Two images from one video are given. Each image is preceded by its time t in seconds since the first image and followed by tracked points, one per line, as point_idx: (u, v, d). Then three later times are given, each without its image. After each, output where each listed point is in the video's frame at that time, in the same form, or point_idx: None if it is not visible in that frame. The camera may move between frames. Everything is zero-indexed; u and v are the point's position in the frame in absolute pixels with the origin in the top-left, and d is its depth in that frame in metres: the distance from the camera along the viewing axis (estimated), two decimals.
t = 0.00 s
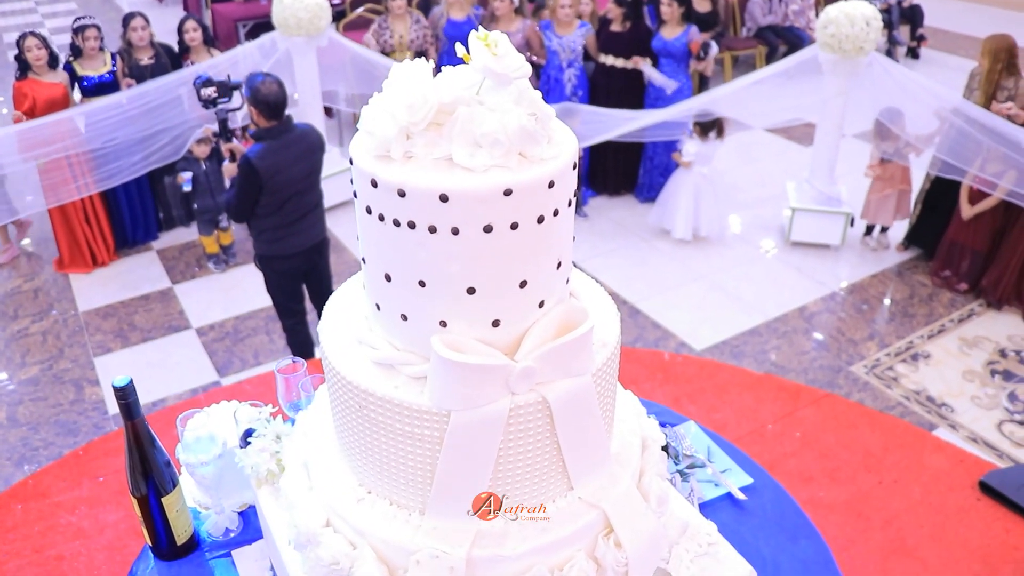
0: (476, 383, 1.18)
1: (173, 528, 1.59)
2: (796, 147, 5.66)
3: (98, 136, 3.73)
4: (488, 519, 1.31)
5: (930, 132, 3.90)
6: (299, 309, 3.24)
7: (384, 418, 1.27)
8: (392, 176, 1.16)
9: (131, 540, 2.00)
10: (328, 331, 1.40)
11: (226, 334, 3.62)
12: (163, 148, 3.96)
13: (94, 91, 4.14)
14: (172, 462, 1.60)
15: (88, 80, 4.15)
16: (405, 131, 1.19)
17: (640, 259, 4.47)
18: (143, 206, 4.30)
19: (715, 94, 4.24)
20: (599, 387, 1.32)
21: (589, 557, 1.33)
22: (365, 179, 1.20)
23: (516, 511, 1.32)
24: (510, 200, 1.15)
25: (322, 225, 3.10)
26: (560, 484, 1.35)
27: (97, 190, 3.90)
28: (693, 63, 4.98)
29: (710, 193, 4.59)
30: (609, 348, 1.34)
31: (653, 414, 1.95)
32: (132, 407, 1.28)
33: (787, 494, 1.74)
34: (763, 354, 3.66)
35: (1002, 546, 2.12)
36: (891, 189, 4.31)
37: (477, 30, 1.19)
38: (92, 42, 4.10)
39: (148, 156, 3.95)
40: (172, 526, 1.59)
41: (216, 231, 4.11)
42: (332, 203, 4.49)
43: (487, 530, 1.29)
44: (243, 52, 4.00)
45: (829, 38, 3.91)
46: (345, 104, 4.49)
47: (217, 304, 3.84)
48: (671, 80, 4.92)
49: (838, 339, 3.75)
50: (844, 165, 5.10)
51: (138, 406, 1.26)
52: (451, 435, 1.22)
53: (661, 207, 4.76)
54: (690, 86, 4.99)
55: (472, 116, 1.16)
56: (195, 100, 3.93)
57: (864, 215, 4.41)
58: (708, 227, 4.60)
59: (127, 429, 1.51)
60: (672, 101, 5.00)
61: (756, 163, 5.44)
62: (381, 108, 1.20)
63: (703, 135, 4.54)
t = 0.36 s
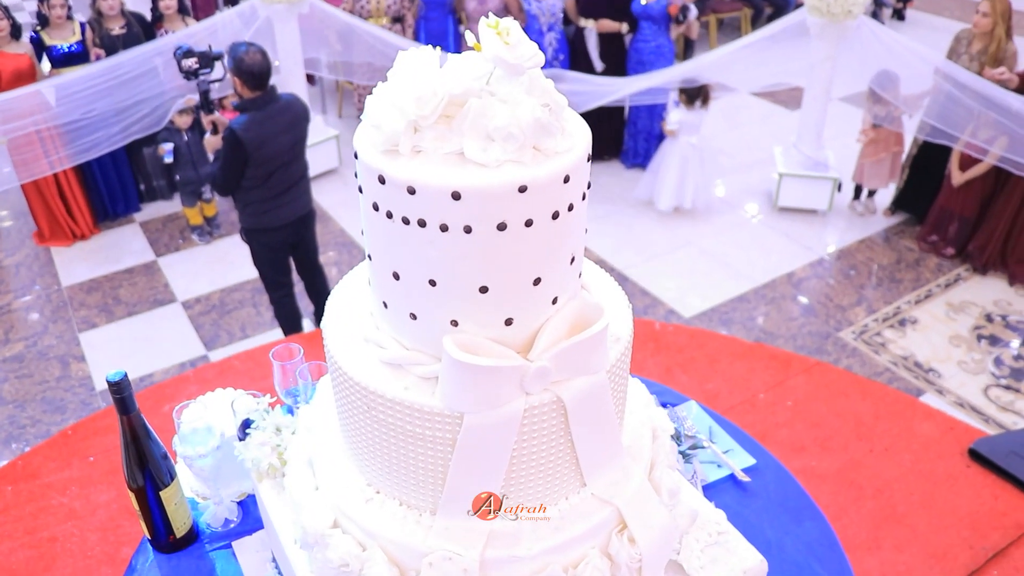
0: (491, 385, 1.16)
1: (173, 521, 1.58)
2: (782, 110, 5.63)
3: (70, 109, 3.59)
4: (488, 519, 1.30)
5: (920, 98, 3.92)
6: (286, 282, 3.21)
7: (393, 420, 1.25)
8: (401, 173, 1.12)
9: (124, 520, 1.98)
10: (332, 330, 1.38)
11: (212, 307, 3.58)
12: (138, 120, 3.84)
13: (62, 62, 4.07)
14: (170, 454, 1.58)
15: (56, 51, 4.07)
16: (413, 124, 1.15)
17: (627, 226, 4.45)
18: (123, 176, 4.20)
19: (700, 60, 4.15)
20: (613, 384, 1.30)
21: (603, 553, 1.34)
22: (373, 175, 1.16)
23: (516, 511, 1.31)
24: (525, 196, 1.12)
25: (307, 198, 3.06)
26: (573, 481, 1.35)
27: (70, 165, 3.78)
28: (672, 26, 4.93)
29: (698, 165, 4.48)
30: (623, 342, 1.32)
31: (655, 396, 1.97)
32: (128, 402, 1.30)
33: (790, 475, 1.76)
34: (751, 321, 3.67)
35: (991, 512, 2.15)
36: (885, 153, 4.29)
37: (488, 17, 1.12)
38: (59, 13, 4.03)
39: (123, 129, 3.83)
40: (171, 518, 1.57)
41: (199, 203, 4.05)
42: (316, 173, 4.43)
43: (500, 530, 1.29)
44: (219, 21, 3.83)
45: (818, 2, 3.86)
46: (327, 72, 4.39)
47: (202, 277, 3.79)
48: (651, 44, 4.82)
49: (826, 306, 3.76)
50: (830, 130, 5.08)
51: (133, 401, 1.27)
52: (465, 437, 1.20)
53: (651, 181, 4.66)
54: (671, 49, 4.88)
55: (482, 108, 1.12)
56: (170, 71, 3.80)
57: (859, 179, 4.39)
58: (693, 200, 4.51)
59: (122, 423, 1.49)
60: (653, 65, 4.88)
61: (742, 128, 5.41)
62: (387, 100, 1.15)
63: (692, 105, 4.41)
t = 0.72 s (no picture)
0: (515, 401, 1.14)
1: (177, 523, 1.57)
2: (768, 75, 5.60)
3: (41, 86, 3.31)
4: (487, 519, 1.27)
5: (905, 62, 3.83)
6: (274, 259, 3.17)
7: (413, 434, 1.22)
8: (421, 186, 1.08)
9: (120, 506, 1.97)
10: (346, 340, 1.35)
11: (199, 284, 3.54)
12: (114, 93, 3.60)
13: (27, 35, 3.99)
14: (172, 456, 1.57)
15: (20, 25, 3.98)
16: (431, 133, 1.10)
17: (615, 195, 4.43)
18: (103, 152, 4.12)
19: (691, 25, 3.95)
20: (634, 390, 1.29)
21: (623, 559, 1.33)
22: (390, 188, 1.12)
23: (516, 511, 1.27)
24: (549, 208, 1.09)
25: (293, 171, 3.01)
26: (594, 487, 1.34)
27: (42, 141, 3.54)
28: None
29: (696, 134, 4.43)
30: (644, 347, 1.31)
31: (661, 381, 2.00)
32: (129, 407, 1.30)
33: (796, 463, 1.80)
34: (740, 289, 3.67)
35: (982, 480, 2.17)
36: (866, 121, 4.30)
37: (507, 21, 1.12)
38: None
39: (96, 100, 3.58)
40: (175, 521, 1.56)
41: (182, 176, 4.00)
42: (300, 144, 4.36)
43: (521, 540, 1.28)
44: None
45: None
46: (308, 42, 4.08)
47: (187, 252, 3.74)
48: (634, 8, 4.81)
49: (814, 273, 3.77)
50: (817, 95, 5.06)
51: (134, 404, 1.28)
52: (488, 452, 1.19)
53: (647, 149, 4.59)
54: (654, 13, 4.87)
55: (503, 117, 1.08)
56: (148, 42, 3.52)
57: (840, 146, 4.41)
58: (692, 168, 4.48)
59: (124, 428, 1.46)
60: (636, 29, 4.86)
61: (725, 92, 5.37)
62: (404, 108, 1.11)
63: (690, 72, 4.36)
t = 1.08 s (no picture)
0: (539, 415, 1.13)
1: (179, 525, 1.55)
2: (751, 39, 5.55)
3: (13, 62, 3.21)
4: (487, 519, 1.25)
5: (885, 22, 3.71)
6: (258, 236, 3.13)
7: (432, 448, 1.21)
8: (439, 201, 1.06)
9: (110, 494, 1.95)
10: (357, 350, 1.32)
11: (182, 262, 3.49)
12: (85, 67, 3.48)
13: None
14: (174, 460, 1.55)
15: None
16: (448, 143, 1.06)
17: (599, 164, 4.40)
18: (75, 129, 4.03)
19: None
20: (655, 396, 1.28)
21: (645, 563, 1.33)
22: (407, 201, 1.09)
23: (516, 510, 1.23)
24: (574, 221, 1.07)
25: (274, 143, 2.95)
26: (614, 493, 1.33)
27: (11, 113, 3.48)
28: None
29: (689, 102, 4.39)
30: (666, 353, 1.29)
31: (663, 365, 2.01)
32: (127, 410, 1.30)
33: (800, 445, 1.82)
34: (726, 257, 3.67)
35: (972, 447, 2.20)
36: (853, 83, 4.27)
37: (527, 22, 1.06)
38: None
39: (68, 73, 3.47)
40: (177, 523, 1.54)
41: (158, 153, 3.89)
42: (280, 117, 4.28)
43: (542, 549, 1.27)
44: None
45: None
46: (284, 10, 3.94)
47: (167, 230, 3.68)
48: None
49: (800, 240, 3.77)
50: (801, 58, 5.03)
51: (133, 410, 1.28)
52: (511, 466, 1.17)
53: (642, 120, 4.52)
54: None
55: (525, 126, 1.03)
56: (119, 16, 3.37)
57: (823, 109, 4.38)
58: (688, 136, 4.45)
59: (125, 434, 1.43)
60: None
61: (707, 56, 5.33)
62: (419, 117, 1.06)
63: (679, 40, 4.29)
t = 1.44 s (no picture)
0: (566, 426, 1.09)
1: (181, 528, 1.53)
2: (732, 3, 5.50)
3: None
4: (486, 519, 1.23)
5: None
6: (241, 214, 3.08)
7: (451, 459, 1.17)
8: (462, 207, 1.00)
9: (101, 482, 1.93)
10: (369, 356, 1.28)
11: (163, 241, 3.43)
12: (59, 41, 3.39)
13: None
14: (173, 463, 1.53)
15: None
16: (469, 146, 1.00)
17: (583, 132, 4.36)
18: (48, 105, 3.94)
19: None
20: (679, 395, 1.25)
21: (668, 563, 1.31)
22: (425, 207, 1.04)
23: (515, 510, 1.20)
24: (604, 226, 1.02)
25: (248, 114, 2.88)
26: (637, 495, 1.31)
27: None
28: None
29: (671, 68, 4.35)
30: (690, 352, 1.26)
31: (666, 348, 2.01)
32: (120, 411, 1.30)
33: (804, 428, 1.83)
34: (712, 225, 3.66)
35: (962, 414, 2.20)
36: (832, 47, 4.21)
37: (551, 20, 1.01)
38: None
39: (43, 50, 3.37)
40: (178, 526, 1.52)
41: (135, 130, 3.81)
42: (257, 90, 4.20)
43: (566, 555, 1.25)
44: None
45: None
46: None
47: (145, 208, 3.62)
48: None
49: (785, 206, 3.76)
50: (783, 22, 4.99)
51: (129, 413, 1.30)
52: (536, 477, 1.15)
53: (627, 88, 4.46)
54: None
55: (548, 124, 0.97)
56: None
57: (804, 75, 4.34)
58: (671, 102, 4.41)
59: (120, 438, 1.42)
60: None
61: (688, 21, 5.27)
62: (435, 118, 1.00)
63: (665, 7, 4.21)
